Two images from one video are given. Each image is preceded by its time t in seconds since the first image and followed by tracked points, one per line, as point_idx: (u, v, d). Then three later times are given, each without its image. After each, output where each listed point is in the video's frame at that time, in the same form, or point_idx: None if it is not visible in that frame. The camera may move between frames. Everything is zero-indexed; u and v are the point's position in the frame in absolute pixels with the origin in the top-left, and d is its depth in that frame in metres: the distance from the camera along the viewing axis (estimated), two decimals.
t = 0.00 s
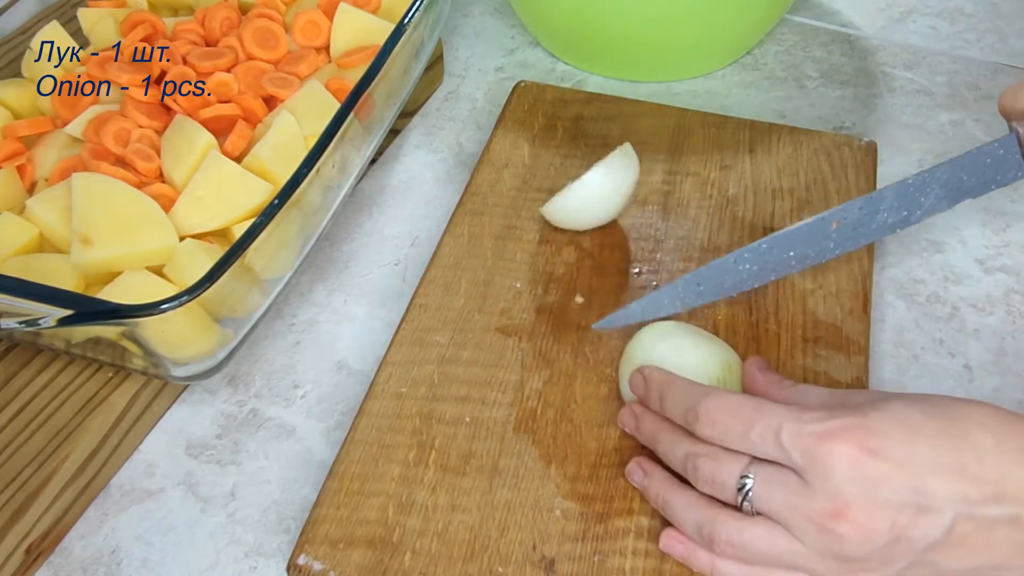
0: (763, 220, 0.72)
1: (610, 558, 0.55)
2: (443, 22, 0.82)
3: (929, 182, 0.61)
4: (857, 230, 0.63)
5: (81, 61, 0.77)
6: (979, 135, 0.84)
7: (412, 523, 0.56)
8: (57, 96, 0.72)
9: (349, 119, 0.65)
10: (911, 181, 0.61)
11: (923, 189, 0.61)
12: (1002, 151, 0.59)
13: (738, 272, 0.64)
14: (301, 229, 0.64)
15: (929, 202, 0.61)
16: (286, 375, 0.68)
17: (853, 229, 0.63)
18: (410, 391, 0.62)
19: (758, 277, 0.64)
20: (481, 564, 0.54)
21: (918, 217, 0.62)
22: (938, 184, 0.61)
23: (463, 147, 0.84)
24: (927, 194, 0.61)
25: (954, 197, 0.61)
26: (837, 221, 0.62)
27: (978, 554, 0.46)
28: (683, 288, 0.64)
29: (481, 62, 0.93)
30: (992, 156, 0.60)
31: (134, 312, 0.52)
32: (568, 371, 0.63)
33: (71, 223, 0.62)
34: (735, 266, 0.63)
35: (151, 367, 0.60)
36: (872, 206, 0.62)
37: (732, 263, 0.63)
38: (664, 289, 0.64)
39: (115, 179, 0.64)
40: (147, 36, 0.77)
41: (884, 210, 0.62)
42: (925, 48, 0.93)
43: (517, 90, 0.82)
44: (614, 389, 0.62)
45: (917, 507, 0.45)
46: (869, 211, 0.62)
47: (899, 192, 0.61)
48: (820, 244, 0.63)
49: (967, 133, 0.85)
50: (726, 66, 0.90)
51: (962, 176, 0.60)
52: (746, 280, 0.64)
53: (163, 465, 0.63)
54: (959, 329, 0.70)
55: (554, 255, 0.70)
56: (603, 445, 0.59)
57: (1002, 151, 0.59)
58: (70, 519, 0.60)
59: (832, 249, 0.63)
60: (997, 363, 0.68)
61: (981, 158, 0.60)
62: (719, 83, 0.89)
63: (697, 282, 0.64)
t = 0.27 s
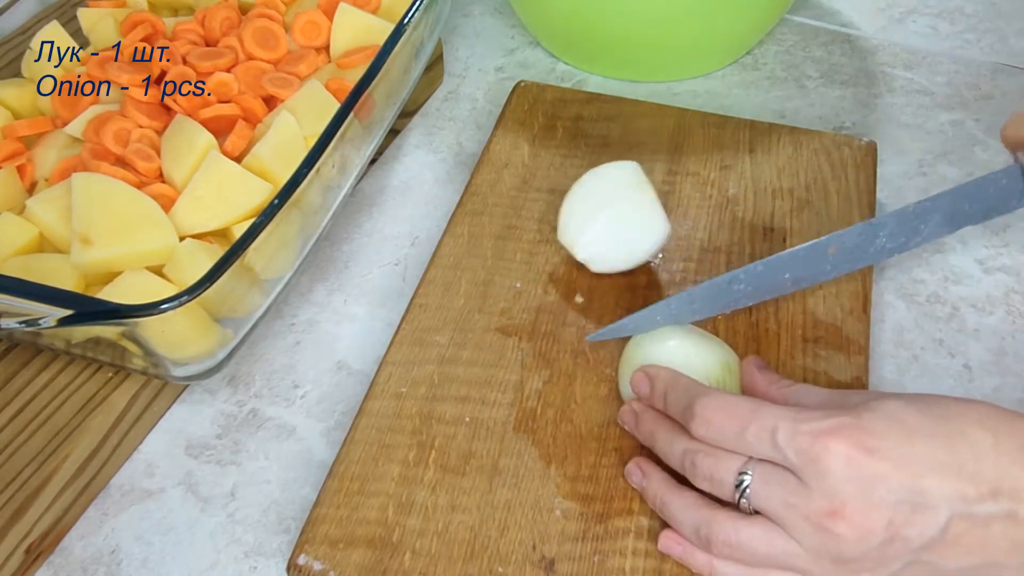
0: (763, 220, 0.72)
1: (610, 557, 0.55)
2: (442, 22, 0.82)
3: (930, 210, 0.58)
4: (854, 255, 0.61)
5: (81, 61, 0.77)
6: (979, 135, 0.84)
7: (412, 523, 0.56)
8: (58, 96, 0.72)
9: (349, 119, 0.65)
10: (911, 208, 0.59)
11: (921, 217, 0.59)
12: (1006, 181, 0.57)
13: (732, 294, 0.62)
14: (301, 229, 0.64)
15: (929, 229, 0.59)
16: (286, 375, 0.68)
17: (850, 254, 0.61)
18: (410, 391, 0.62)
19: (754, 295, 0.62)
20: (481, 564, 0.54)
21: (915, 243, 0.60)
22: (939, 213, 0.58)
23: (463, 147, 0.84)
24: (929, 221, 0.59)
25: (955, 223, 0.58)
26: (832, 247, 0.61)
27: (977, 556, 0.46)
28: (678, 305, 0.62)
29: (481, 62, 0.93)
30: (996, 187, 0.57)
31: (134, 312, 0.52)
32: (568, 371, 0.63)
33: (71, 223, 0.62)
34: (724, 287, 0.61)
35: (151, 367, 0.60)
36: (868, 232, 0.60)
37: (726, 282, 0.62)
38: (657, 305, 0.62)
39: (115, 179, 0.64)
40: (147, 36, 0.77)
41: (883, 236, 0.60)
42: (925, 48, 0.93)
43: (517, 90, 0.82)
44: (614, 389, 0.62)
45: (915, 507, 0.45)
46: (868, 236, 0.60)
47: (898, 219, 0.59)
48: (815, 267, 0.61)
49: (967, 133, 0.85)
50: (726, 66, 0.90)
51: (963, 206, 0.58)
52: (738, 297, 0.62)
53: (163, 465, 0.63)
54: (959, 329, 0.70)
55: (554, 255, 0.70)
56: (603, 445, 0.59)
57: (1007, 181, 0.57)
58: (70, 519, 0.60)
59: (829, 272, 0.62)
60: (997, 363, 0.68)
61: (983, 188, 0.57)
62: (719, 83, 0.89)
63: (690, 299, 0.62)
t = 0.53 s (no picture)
0: (763, 220, 0.72)
1: (610, 558, 0.55)
2: (442, 21, 0.82)
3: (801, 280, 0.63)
4: (728, 315, 0.64)
5: (81, 61, 0.77)
6: (979, 134, 0.84)
7: (412, 524, 0.56)
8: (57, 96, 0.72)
9: (349, 119, 0.65)
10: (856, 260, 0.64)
11: (795, 285, 0.64)
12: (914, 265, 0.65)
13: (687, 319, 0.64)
14: (301, 229, 0.64)
15: (799, 299, 0.65)
16: (286, 375, 0.68)
17: (723, 315, 0.64)
18: (410, 391, 0.62)
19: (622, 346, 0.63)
20: (482, 565, 0.54)
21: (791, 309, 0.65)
22: (811, 284, 0.64)
23: (463, 147, 0.84)
24: (799, 291, 0.64)
25: (824, 297, 0.65)
26: (708, 305, 0.63)
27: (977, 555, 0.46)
28: (552, 347, 0.62)
29: (481, 61, 0.93)
30: (864, 266, 0.64)
31: (134, 313, 0.52)
32: (567, 371, 0.63)
33: (71, 223, 0.62)
34: (610, 331, 0.62)
35: (151, 367, 0.60)
36: (745, 296, 0.63)
37: (601, 329, 0.62)
38: (533, 345, 0.61)
39: (115, 179, 0.64)
40: (147, 37, 0.77)
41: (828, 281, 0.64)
42: (925, 48, 0.93)
43: (517, 90, 0.82)
44: (614, 389, 0.62)
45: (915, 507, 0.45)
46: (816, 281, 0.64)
47: (770, 286, 0.63)
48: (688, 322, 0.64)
49: (967, 133, 0.85)
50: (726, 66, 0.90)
51: (833, 280, 0.64)
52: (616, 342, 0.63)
53: (163, 465, 0.63)
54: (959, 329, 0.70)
55: (554, 255, 0.70)
56: (603, 445, 0.59)
57: (874, 262, 0.63)
58: (70, 518, 0.60)
59: (705, 325, 0.64)
60: (998, 363, 0.68)
61: (854, 266, 0.64)
62: (719, 83, 0.89)
63: (566, 343, 0.62)
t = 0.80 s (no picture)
0: (763, 220, 0.72)
1: (610, 557, 0.55)
2: (442, 22, 0.82)
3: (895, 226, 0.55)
4: (818, 274, 0.58)
5: (81, 61, 0.77)
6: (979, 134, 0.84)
7: (412, 523, 0.56)
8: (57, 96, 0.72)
9: (349, 119, 0.65)
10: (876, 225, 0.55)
11: (887, 235, 0.55)
12: (967, 202, 0.52)
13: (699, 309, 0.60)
14: (301, 229, 0.64)
15: (893, 248, 0.56)
16: (286, 375, 0.68)
17: (814, 274, 0.58)
18: (410, 391, 0.62)
19: (718, 313, 0.60)
20: (481, 565, 0.54)
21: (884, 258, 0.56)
22: (903, 230, 0.55)
23: (463, 147, 0.84)
24: (891, 240, 0.56)
25: (919, 244, 0.55)
26: (797, 263, 0.58)
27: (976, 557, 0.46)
28: (641, 322, 0.60)
29: (481, 61, 0.93)
30: (959, 207, 0.53)
31: (134, 313, 0.52)
32: (567, 371, 0.63)
33: (71, 223, 0.62)
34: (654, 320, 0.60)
35: (151, 367, 0.60)
36: (836, 251, 0.57)
37: (691, 299, 0.59)
38: (621, 322, 0.60)
39: (115, 179, 0.64)
40: (147, 37, 0.77)
41: (849, 253, 0.57)
42: (924, 49, 0.93)
43: (517, 90, 0.82)
44: (614, 389, 0.62)
45: (914, 506, 0.45)
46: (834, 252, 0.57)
47: (863, 238, 0.56)
48: (779, 286, 0.59)
49: (966, 133, 0.85)
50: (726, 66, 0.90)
51: (929, 224, 0.54)
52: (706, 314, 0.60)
53: (163, 465, 0.63)
54: (959, 329, 0.70)
55: (554, 255, 0.70)
56: (603, 445, 0.59)
57: (969, 200, 0.52)
58: (70, 518, 0.60)
59: (795, 291, 0.59)
60: (997, 363, 0.68)
61: (948, 208, 0.53)
62: (719, 83, 0.89)
63: (655, 316, 0.60)
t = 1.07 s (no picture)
0: (763, 220, 0.72)
1: (610, 557, 0.55)
2: (442, 22, 0.82)
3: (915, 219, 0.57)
4: (839, 265, 0.60)
5: (81, 61, 0.77)
6: (979, 134, 0.84)
7: (412, 523, 0.56)
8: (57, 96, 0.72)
9: (349, 119, 0.65)
10: (898, 218, 0.57)
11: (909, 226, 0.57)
12: (990, 193, 0.55)
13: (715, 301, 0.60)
14: (301, 229, 0.64)
15: (914, 238, 0.58)
16: (286, 375, 0.68)
17: (834, 264, 0.60)
18: (410, 391, 0.62)
19: (735, 305, 0.61)
20: (481, 564, 0.54)
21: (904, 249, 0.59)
22: (924, 222, 0.57)
23: (463, 147, 0.84)
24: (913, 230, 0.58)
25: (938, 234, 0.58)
26: (820, 255, 0.59)
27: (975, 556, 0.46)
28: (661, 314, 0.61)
29: (481, 62, 0.93)
30: (981, 198, 0.56)
31: (135, 312, 0.52)
32: (568, 371, 0.63)
33: (71, 223, 0.62)
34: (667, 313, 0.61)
35: (151, 367, 0.60)
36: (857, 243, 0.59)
37: (711, 291, 0.60)
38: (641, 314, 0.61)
39: (115, 179, 0.64)
40: (147, 37, 0.77)
41: (868, 245, 0.59)
42: (924, 49, 0.93)
43: (517, 90, 0.82)
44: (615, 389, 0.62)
45: (914, 506, 0.45)
46: (854, 245, 0.59)
47: (885, 230, 0.58)
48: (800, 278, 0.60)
49: (966, 133, 0.85)
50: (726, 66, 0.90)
51: (948, 215, 0.57)
52: (723, 306, 0.61)
53: (163, 465, 0.63)
54: (959, 329, 0.70)
55: (554, 255, 0.70)
56: (603, 444, 0.59)
57: (990, 191, 0.55)
58: (70, 518, 0.60)
59: (814, 281, 0.60)
60: (997, 363, 0.68)
61: (968, 200, 0.56)
62: (719, 83, 0.89)
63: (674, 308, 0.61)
